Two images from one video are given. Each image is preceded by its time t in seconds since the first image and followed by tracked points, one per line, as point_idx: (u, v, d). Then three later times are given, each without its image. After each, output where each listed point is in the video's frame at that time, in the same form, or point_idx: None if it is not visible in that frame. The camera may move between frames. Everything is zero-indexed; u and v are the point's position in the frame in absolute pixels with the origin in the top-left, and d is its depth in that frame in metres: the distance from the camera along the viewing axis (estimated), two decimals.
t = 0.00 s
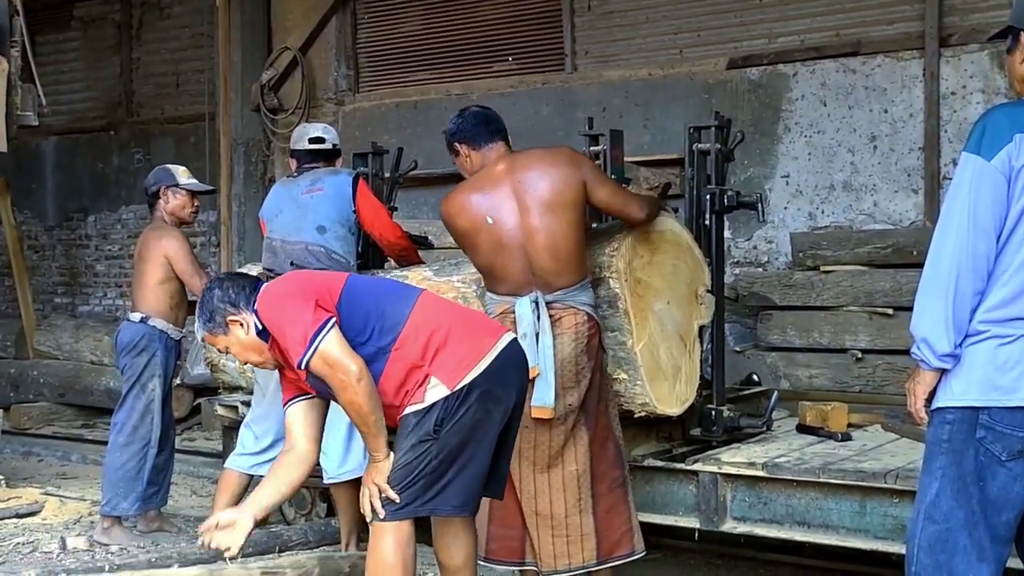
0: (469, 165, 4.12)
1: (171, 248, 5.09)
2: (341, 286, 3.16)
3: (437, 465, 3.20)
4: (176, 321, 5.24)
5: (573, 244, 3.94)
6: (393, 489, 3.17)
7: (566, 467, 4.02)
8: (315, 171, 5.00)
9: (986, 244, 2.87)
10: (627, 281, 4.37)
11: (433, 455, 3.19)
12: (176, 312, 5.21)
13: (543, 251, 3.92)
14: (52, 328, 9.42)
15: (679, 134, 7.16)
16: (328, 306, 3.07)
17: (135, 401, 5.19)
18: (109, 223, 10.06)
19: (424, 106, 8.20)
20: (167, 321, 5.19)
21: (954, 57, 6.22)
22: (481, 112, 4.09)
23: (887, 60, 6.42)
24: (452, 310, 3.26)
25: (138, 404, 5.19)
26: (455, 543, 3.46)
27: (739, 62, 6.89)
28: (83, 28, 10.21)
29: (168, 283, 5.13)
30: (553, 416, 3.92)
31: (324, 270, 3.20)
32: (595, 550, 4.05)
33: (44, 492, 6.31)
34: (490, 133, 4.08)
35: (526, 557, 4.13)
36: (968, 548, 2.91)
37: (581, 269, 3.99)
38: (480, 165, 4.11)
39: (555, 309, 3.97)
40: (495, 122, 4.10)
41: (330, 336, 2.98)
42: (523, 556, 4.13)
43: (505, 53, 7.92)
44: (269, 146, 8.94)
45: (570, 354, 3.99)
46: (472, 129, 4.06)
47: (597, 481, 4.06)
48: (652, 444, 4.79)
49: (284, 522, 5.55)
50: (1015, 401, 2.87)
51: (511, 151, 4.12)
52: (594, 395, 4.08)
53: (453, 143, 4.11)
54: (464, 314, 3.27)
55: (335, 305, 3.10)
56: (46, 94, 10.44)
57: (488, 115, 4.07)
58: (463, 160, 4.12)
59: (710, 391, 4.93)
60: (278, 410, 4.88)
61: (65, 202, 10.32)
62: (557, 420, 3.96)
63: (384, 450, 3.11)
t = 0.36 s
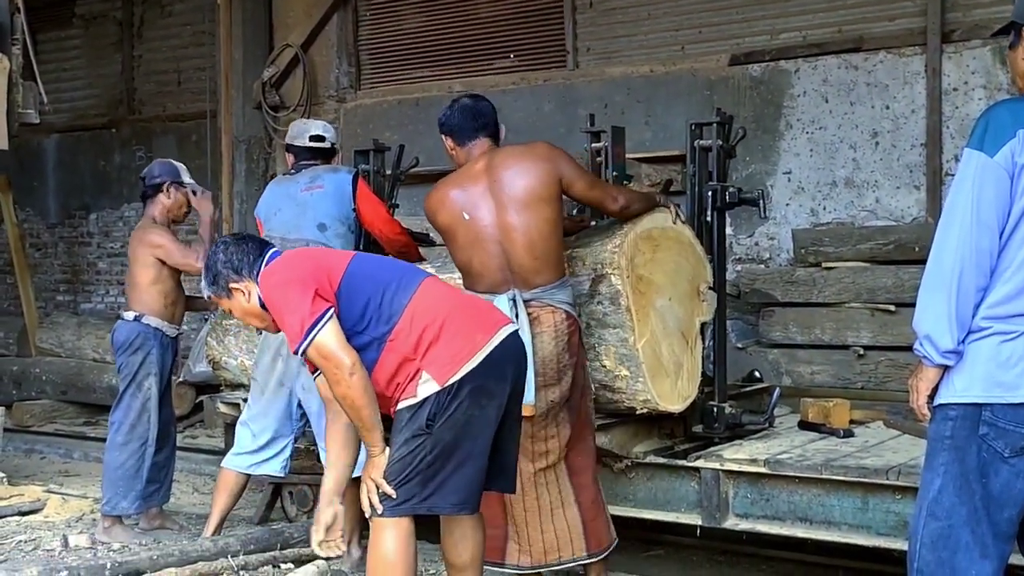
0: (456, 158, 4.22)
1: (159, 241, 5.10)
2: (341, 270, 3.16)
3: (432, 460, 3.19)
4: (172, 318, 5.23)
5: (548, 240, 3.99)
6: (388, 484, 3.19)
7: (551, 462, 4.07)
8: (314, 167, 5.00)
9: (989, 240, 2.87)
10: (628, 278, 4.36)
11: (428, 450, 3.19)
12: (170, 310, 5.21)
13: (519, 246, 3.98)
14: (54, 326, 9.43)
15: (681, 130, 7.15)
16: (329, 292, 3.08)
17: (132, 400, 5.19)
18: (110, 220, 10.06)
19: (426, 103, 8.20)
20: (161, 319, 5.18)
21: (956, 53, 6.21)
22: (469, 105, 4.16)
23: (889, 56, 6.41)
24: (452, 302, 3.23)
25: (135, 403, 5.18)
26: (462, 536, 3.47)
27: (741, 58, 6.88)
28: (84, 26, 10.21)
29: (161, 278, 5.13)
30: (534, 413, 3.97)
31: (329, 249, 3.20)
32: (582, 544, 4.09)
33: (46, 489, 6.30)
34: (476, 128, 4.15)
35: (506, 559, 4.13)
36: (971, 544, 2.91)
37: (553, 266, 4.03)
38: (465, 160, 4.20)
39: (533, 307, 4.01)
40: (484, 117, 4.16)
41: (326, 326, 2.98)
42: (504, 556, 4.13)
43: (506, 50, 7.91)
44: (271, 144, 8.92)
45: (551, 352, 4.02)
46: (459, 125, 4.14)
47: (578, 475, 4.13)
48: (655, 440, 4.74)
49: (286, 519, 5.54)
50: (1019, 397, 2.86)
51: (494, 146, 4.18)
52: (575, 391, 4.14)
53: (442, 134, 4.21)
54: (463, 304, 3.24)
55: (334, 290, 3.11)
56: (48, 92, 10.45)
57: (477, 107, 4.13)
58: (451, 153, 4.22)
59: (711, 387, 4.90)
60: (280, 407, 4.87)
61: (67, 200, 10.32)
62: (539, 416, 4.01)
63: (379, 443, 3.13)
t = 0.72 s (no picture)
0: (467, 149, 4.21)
1: (145, 239, 5.07)
2: (346, 239, 3.19)
3: (396, 466, 3.15)
4: (163, 317, 5.22)
5: (541, 241, 4.00)
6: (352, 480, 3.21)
7: (541, 457, 4.09)
8: (320, 167, 4.90)
9: (993, 236, 2.86)
10: (632, 275, 4.36)
11: (391, 456, 3.16)
12: (160, 308, 5.19)
13: (515, 245, 3.98)
14: (57, 324, 9.44)
15: (684, 127, 7.14)
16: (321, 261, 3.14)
17: (125, 401, 5.16)
18: (113, 218, 10.06)
19: (429, 100, 8.20)
20: (151, 318, 5.16)
21: (959, 50, 6.20)
22: (488, 98, 4.12)
23: (893, 52, 6.39)
24: (433, 304, 3.18)
25: (129, 403, 5.16)
26: (464, 528, 3.47)
27: (744, 55, 6.87)
28: (87, 24, 10.20)
29: (150, 276, 5.13)
30: (531, 407, 4.00)
31: (343, 208, 3.23)
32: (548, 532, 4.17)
33: (49, 487, 6.30)
34: (491, 123, 4.13)
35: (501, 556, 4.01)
36: (974, 540, 2.91)
37: (544, 268, 4.03)
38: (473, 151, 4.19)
39: (529, 302, 4.03)
40: (501, 112, 4.14)
41: (313, 300, 3.10)
42: (499, 552, 4.01)
43: (508, 47, 7.90)
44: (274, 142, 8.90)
45: (547, 347, 4.06)
46: (473, 117, 4.13)
47: (562, 468, 4.20)
48: (658, 437, 4.73)
49: (289, 516, 5.52)
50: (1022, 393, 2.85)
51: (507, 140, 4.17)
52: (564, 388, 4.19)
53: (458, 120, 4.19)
54: (437, 314, 3.17)
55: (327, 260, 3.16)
56: (51, 90, 10.45)
57: (496, 103, 4.11)
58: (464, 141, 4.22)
59: (714, 384, 4.89)
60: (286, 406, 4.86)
61: (70, 198, 10.32)
62: (535, 411, 4.04)
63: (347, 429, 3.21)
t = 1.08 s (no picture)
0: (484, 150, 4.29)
1: (143, 241, 5.05)
2: (354, 210, 3.14)
3: (348, 465, 3.15)
4: (158, 318, 5.20)
5: (534, 241, 4.06)
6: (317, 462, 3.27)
7: (540, 455, 4.09)
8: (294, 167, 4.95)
9: (998, 236, 2.85)
10: (637, 275, 4.36)
11: (341, 454, 3.17)
12: (156, 310, 5.17)
13: (511, 244, 4.05)
14: (62, 326, 9.45)
15: (688, 127, 7.14)
16: (325, 221, 3.15)
17: (123, 403, 5.12)
18: (118, 220, 10.07)
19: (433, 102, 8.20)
20: (147, 319, 5.15)
21: (964, 49, 6.19)
22: (512, 103, 4.20)
23: (897, 52, 6.38)
24: (401, 306, 3.11)
25: (126, 404, 5.12)
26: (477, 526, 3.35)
27: (748, 55, 6.86)
28: (91, 26, 10.22)
29: (148, 278, 5.11)
30: (525, 401, 4.02)
31: (368, 174, 3.16)
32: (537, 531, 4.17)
33: (54, 488, 6.30)
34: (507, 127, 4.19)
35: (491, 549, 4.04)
36: (979, 540, 2.90)
37: (534, 268, 4.07)
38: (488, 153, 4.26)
39: (524, 299, 4.07)
40: (523, 117, 4.20)
41: (307, 251, 3.14)
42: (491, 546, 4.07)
43: (512, 48, 7.90)
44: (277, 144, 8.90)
45: (540, 342, 4.08)
46: (496, 119, 4.19)
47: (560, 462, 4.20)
48: (663, 438, 4.73)
49: (294, 517, 5.51)
50: None
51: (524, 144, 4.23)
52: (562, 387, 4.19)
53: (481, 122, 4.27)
54: (399, 321, 3.10)
55: (330, 223, 3.15)
56: (55, 92, 10.46)
57: (518, 108, 4.17)
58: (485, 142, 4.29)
59: (719, 384, 4.88)
60: (280, 411, 4.86)
61: (75, 200, 10.34)
62: (530, 405, 4.06)
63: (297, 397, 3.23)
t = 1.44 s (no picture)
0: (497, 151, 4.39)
1: (141, 237, 5.07)
2: (394, 207, 3.12)
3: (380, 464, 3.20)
4: (157, 318, 5.19)
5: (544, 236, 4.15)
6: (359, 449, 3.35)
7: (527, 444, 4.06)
8: (235, 161, 4.68)
9: (1002, 237, 2.85)
10: (644, 275, 4.35)
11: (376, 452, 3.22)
12: (155, 310, 5.16)
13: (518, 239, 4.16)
14: (68, 328, 9.47)
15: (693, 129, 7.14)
16: (373, 212, 3.17)
17: (125, 405, 5.09)
18: (122, 222, 10.09)
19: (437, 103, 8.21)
20: (146, 319, 5.13)
21: (969, 50, 6.18)
22: (522, 104, 4.27)
23: (902, 53, 6.38)
24: (422, 316, 3.08)
25: (128, 407, 5.09)
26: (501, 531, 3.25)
27: (752, 57, 6.87)
28: (96, 28, 10.24)
29: (147, 275, 5.11)
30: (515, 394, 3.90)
31: (417, 170, 3.11)
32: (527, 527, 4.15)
33: (60, 490, 6.31)
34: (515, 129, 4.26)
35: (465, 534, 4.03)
36: (984, 541, 2.90)
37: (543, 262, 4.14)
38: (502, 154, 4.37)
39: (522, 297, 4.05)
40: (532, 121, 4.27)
41: (362, 237, 3.19)
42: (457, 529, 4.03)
43: (517, 49, 7.91)
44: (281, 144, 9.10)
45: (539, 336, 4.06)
46: (507, 121, 4.25)
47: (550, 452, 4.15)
48: (668, 440, 4.73)
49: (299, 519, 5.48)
50: None
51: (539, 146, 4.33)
52: (560, 385, 4.20)
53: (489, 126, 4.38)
54: (417, 329, 3.08)
55: (378, 215, 3.16)
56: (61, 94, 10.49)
57: (530, 110, 4.24)
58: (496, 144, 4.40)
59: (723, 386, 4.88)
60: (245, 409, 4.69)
61: (80, 202, 10.36)
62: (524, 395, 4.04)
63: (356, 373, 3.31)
